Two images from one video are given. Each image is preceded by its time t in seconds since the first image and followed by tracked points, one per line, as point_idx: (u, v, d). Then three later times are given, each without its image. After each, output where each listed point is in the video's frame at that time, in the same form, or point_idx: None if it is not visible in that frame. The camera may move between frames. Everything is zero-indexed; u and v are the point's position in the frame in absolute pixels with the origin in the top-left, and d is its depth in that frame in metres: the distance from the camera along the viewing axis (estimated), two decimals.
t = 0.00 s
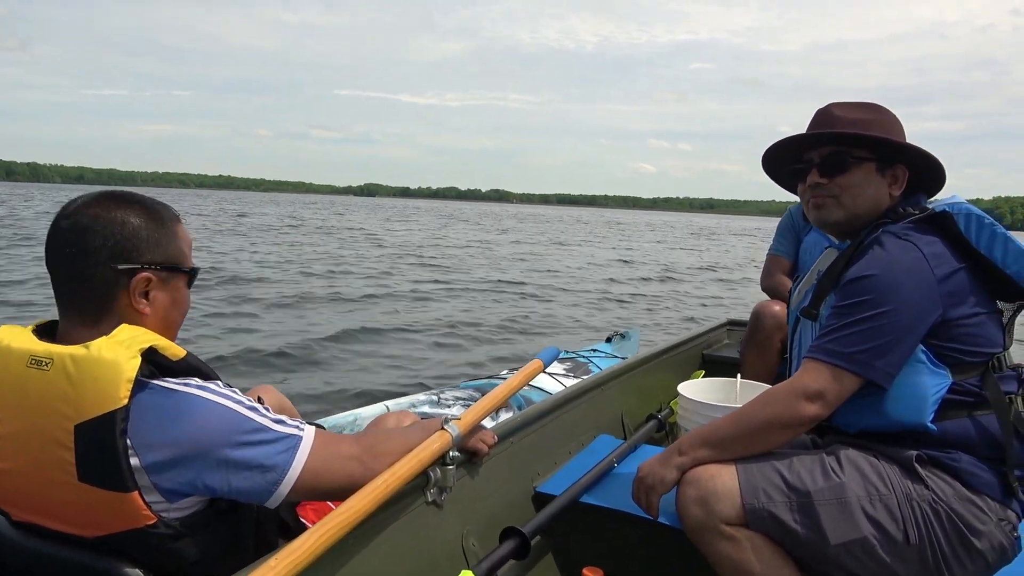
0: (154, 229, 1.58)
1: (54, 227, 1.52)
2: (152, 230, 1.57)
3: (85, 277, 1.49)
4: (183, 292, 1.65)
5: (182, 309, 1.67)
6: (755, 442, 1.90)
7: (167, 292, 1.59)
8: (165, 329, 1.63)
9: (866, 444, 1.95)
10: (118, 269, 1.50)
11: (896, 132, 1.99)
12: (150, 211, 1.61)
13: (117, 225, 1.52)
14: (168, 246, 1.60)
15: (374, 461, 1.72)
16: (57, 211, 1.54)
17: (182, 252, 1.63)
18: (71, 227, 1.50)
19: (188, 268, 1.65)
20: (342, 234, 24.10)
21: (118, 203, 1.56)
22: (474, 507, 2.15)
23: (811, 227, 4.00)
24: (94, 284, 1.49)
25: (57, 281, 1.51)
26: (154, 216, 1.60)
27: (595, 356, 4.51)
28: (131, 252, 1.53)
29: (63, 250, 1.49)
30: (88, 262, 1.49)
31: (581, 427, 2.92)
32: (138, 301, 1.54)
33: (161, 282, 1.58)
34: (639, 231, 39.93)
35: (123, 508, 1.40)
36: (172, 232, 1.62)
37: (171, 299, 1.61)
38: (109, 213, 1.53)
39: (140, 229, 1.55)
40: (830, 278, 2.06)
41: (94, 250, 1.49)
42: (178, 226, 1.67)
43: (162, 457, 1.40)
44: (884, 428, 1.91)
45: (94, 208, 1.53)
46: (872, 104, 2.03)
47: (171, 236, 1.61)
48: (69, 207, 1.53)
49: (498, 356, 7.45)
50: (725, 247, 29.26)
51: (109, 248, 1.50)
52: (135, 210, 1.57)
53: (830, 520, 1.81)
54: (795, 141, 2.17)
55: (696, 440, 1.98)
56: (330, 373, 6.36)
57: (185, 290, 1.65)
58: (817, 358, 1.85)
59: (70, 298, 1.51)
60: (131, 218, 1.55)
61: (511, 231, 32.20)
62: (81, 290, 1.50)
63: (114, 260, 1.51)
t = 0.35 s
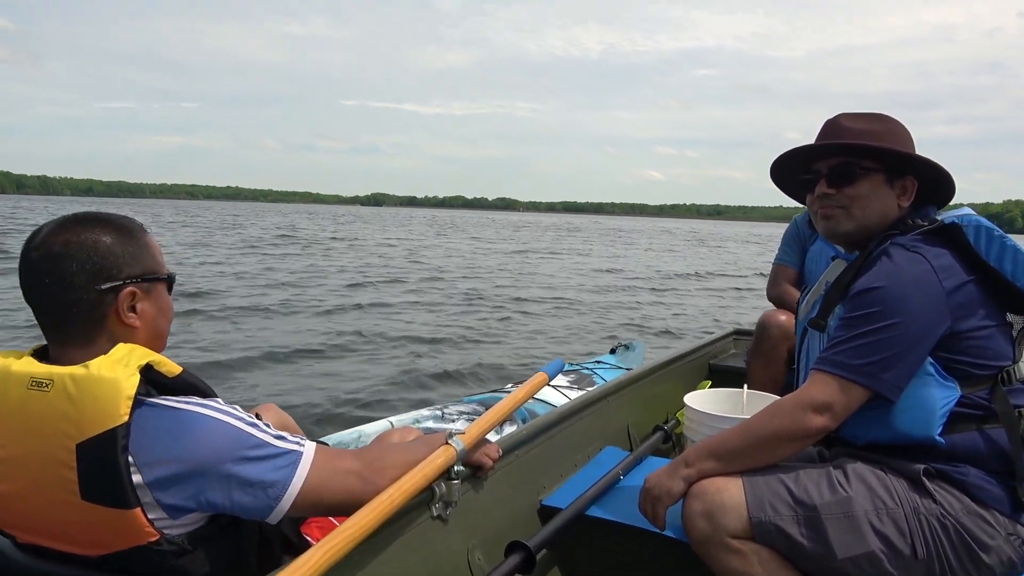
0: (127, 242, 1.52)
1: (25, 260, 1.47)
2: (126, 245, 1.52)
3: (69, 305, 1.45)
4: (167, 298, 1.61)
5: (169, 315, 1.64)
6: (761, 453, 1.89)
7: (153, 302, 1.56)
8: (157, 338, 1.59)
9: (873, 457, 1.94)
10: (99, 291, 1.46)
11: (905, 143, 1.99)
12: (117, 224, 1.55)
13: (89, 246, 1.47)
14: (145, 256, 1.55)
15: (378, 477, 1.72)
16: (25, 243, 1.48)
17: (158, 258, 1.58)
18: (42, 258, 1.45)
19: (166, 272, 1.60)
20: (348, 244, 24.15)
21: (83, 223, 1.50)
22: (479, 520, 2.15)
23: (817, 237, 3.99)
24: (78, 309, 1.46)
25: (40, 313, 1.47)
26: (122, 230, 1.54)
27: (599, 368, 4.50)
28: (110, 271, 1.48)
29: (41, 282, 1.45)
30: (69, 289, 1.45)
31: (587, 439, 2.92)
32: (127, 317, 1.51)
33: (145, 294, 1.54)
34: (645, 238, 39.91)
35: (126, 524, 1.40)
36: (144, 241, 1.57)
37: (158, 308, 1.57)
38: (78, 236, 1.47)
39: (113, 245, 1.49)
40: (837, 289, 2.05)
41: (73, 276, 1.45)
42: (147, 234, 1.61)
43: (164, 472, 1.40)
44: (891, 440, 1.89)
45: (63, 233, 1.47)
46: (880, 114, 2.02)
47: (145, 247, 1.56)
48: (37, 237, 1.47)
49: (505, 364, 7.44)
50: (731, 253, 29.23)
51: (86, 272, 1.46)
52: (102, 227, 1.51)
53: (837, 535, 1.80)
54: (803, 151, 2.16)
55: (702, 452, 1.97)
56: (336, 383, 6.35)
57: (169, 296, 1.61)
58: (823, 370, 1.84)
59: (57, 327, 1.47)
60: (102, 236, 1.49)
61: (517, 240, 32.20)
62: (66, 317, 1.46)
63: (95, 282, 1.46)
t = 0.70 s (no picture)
0: (115, 268, 1.51)
1: (15, 286, 1.47)
2: (115, 271, 1.51)
3: (56, 331, 1.45)
4: (159, 322, 1.60)
5: (162, 339, 1.63)
6: (766, 478, 1.86)
7: (143, 327, 1.54)
8: (149, 363, 1.59)
9: (880, 482, 1.90)
10: (87, 317, 1.46)
11: (908, 166, 1.97)
12: (107, 249, 1.54)
13: (76, 273, 1.46)
14: (134, 281, 1.54)
15: (375, 502, 1.70)
16: (16, 271, 1.49)
17: (149, 283, 1.57)
18: (31, 285, 1.45)
19: (158, 296, 1.59)
20: (355, 264, 24.20)
21: (73, 249, 1.49)
22: (481, 545, 2.13)
23: (823, 258, 3.96)
24: (67, 335, 1.45)
25: (31, 340, 1.46)
26: (112, 255, 1.53)
27: (604, 389, 4.46)
28: (98, 297, 1.47)
29: (30, 309, 1.44)
30: (56, 316, 1.44)
31: (591, 462, 2.88)
32: (116, 342, 1.50)
33: (134, 319, 1.53)
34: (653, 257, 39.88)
35: (119, 550, 1.39)
36: (134, 266, 1.56)
37: (148, 333, 1.56)
38: (67, 262, 1.47)
39: (101, 271, 1.49)
40: (842, 311, 2.03)
41: (60, 303, 1.44)
42: (140, 259, 1.61)
43: (157, 497, 1.39)
44: (898, 465, 1.86)
45: (51, 260, 1.47)
46: (883, 137, 2.01)
47: (135, 272, 1.55)
48: (26, 264, 1.47)
49: (511, 382, 7.40)
50: (740, 272, 29.13)
51: (73, 299, 1.45)
52: (92, 253, 1.51)
53: (844, 562, 1.77)
54: (806, 174, 2.15)
55: (706, 476, 1.94)
56: (342, 402, 6.33)
57: (160, 320, 1.60)
58: (828, 393, 1.81)
59: (47, 353, 1.47)
60: (91, 262, 1.49)
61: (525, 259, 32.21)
62: (55, 343, 1.46)
63: (83, 308, 1.46)
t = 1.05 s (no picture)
0: (107, 283, 1.52)
1: (9, 305, 1.48)
2: (107, 286, 1.52)
3: (50, 348, 1.45)
4: (155, 336, 1.60)
5: (158, 353, 1.63)
6: (766, 489, 1.85)
7: (137, 342, 1.55)
8: (146, 376, 1.59)
9: (882, 492, 1.90)
10: (80, 332, 1.46)
11: (901, 176, 1.98)
12: (100, 266, 1.55)
13: (68, 289, 1.47)
14: (128, 296, 1.54)
15: (375, 515, 1.70)
16: (9, 289, 1.49)
17: (143, 297, 1.58)
18: (24, 302, 1.46)
19: (153, 310, 1.60)
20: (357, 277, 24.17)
21: (65, 266, 1.50)
22: (483, 558, 2.13)
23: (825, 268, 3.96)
24: (60, 351, 1.46)
25: (26, 357, 1.47)
26: (105, 271, 1.54)
27: (606, 403, 4.46)
28: (90, 312, 1.48)
29: (23, 326, 1.45)
30: (49, 332, 1.45)
31: (593, 474, 2.88)
32: (110, 358, 1.50)
33: (128, 334, 1.53)
34: (655, 269, 39.91)
35: (118, 565, 1.39)
36: (128, 281, 1.57)
37: (143, 347, 1.56)
38: (59, 279, 1.48)
39: (93, 287, 1.50)
40: (839, 322, 2.03)
41: (53, 319, 1.45)
42: (134, 274, 1.61)
43: (156, 511, 1.39)
44: (899, 475, 1.86)
45: (44, 277, 1.48)
46: (875, 148, 2.02)
47: (128, 287, 1.56)
48: (19, 282, 1.48)
49: (514, 395, 7.38)
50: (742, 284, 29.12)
51: (65, 314, 1.46)
52: (84, 269, 1.52)
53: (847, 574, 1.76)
54: (800, 186, 2.16)
55: (707, 488, 1.93)
56: (344, 416, 6.32)
57: (155, 334, 1.60)
58: (827, 404, 1.81)
59: (43, 369, 1.48)
60: (84, 278, 1.50)
61: (527, 272, 32.22)
62: (49, 359, 1.46)
63: (75, 324, 1.46)
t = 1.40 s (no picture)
0: (104, 288, 1.52)
1: (3, 309, 1.47)
2: (103, 290, 1.51)
3: (46, 353, 1.45)
4: (150, 341, 1.60)
5: (154, 359, 1.62)
6: (762, 491, 1.86)
7: (133, 347, 1.54)
8: (141, 382, 1.58)
9: (877, 493, 1.90)
10: (76, 337, 1.46)
11: (893, 177, 1.98)
12: (96, 270, 1.54)
13: (64, 293, 1.47)
14: (124, 301, 1.54)
15: (372, 521, 1.69)
16: (5, 292, 1.49)
17: (139, 302, 1.58)
18: (20, 306, 1.45)
19: (149, 315, 1.60)
20: (350, 282, 24.09)
21: (61, 270, 1.50)
22: (479, 563, 2.13)
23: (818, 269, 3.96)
24: (54, 356, 1.45)
25: (20, 362, 1.46)
26: (101, 276, 1.54)
27: (601, 406, 4.45)
28: (87, 317, 1.48)
29: (19, 331, 1.45)
30: (44, 337, 1.44)
31: (589, 478, 2.88)
32: (105, 362, 1.50)
33: (124, 339, 1.53)
34: (650, 272, 39.98)
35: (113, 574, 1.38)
36: (124, 286, 1.56)
37: (139, 352, 1.56)
38: (55, 283, 1.47)
39: (89, 291, 1.49)
40: (833, 323, 2.04)
41: (48, 324, 1.44)
42: (130, 279, 1.61)
43: (152, 519, 1.38)
44: (894, 476, 1.86)
45: (39, 281, 1.47)
46: (867, 149, 2.02)
47: (125, 291, 1.55)
48: (15, 285, 1.47)
49: (509, 399, 7.38)
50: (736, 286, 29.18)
51: (61, 319, 1.45)
52: (80, 273, 1.51)
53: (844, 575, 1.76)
54: (793, 188, 2.16)
55: (703, 491, 1.93)
56: (340, 421, 6.30)
57: (151, 340, 1.60)
58: (821, 406, 1.82)
59: (38, 374, 1.47)
60: (81, 282, 1.49)
61: (521, 275, 32.21)
62: (45, 364, 1.46)
63: (72, 329, 1.46)
